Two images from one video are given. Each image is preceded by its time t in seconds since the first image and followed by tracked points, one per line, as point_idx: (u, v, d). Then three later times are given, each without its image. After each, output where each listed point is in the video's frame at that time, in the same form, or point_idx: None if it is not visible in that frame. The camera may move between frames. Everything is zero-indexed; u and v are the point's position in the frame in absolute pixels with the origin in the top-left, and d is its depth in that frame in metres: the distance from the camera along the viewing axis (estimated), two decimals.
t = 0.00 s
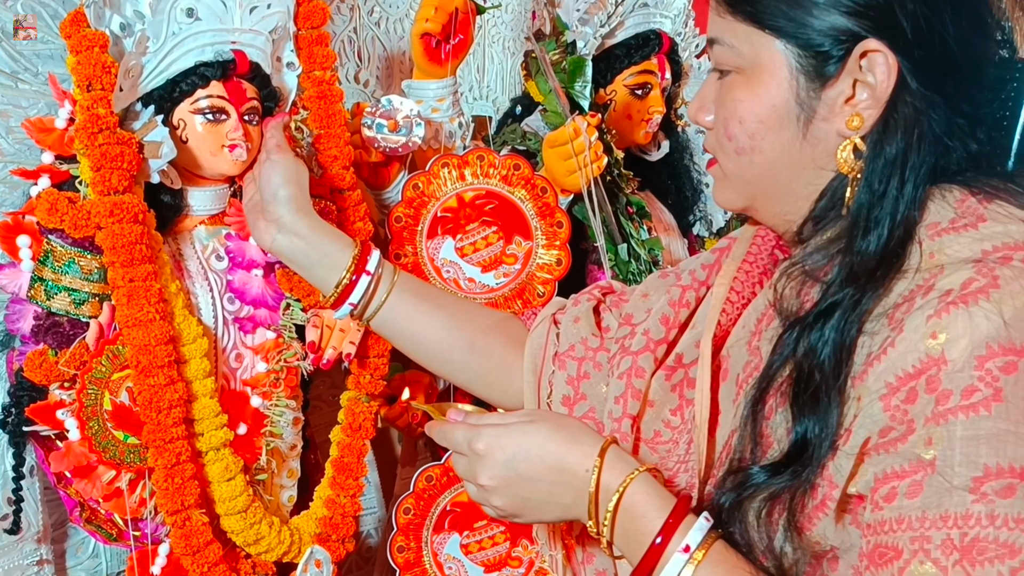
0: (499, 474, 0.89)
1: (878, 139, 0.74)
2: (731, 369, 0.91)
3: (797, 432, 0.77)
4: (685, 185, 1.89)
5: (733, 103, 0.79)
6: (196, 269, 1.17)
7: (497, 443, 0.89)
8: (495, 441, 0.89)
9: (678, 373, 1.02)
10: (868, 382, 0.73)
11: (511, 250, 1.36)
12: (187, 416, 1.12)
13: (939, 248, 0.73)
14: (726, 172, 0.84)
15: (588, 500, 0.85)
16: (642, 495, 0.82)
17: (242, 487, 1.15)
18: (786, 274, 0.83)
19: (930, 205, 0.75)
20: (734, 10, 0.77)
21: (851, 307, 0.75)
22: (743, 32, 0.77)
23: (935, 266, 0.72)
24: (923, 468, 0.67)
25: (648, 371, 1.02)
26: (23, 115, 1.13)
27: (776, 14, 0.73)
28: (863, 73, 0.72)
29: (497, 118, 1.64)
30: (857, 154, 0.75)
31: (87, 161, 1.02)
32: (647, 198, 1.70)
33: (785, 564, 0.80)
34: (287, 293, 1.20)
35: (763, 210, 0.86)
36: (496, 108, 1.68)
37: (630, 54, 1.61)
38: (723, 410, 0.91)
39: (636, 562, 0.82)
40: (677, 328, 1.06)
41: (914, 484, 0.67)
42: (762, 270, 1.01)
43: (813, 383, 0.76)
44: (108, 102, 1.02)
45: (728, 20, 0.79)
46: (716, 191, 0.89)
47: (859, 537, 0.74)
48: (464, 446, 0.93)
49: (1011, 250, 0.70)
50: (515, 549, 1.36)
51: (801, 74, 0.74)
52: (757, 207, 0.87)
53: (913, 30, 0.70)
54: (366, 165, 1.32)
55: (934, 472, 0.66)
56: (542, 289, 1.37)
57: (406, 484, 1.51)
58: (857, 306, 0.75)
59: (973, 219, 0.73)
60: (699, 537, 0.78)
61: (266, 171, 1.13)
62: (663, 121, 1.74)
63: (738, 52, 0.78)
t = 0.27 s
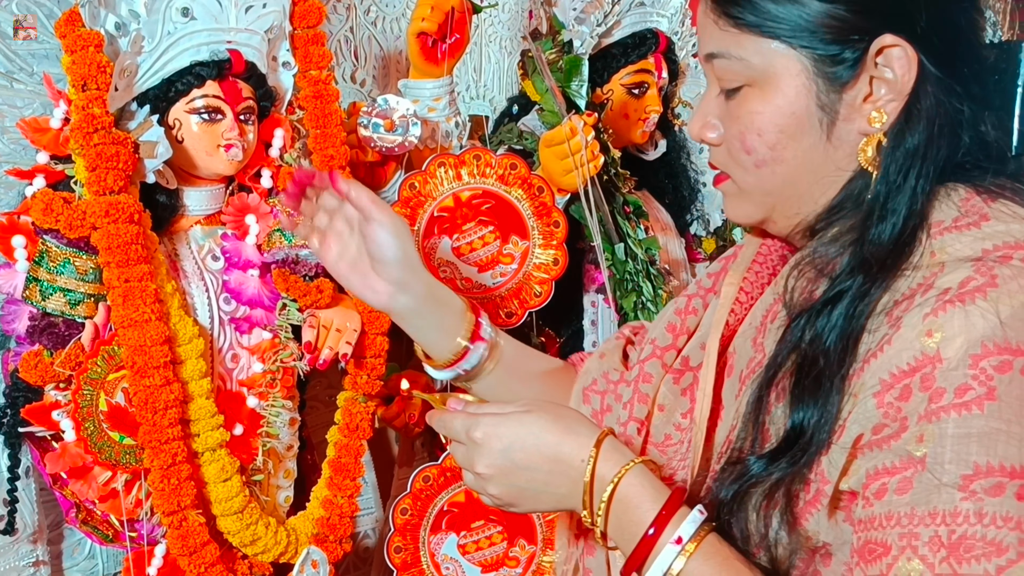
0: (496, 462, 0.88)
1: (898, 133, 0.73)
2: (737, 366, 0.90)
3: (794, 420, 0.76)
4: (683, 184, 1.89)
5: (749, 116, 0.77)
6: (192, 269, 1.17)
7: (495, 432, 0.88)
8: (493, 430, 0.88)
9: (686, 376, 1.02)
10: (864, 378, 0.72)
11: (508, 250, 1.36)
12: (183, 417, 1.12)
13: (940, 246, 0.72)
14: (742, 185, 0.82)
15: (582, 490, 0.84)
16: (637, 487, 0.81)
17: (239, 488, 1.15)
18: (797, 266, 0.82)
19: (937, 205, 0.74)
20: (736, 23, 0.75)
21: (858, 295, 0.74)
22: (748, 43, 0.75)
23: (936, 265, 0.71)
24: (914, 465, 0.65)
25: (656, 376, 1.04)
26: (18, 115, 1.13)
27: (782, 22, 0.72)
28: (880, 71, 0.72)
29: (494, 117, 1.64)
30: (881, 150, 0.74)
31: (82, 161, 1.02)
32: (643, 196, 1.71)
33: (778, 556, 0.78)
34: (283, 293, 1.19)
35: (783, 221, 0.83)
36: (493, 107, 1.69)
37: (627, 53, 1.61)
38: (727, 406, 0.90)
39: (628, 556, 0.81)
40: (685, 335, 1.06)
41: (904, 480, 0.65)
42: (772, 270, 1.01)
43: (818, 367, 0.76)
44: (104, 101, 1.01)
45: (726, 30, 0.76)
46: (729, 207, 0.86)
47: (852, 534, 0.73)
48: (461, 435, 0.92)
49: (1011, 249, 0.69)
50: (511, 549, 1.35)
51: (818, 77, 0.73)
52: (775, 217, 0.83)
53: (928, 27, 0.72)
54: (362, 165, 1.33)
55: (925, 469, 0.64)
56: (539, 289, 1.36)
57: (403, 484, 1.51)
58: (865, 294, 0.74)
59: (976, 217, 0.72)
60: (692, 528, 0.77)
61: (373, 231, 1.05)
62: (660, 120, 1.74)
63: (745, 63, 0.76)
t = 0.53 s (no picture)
0: (499, 457, 0.87)
1: (901, 131, 0.73)
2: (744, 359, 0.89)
3: (792, 415, 0.76)
4: (681, 184, 1.89)
5: (754, 114, 0.76)
6: (189, 269, 1.17)
7: (498, 428, 0.87)
8: (497, 425, 0.87)
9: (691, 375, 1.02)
10: (861, 372, 0.71)
11: (506, 249, 1.35)
12: (180, 417, 1.12)
13: (940, 242, 0.72)
14: (746, 184, 0.82)
15: (582, 484, 0.83)
16: (636, 481, 0.81)
17: (236, 488, 1.15)
18: (801, 262, 0.82)
19: (940, 201, 0.74)
20: (742, 21, 0.75)
21: (858, 291, 0.74)
22: (753, 41, 0.75)
23: (935, 260, 0.71)
24: (908, 458, 0.64)
25: (661, 374, 1.04)
26: (15, 114, 1.13)
27: (786, 20, 0.72)
28: (884, 69, 0.72)
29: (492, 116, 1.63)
30: (883, 149, 0.73)
31: (78, 160, 1.02)
32: (642, 196, 1.71)
33: (775, 548, 0.79)
34: (281, 293, 1.19)
35: (786, 218, 0.83)
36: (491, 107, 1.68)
37: (625, 52, 1.61)
38: (728, 401, 0.90)
39: (627, 549, 0.81)
40: (691, 334, 1.06)
41: (898, 473, 0.64)
42: (777, 268, 1.01)
43: (815, 362, 0.76)
44: (99, 100, 1.01)
45: (731, 28, 0.76)
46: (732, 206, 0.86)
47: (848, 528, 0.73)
48: (465, 431, 0.91)
49: (1009, 245, 0.69)
50: (510, 549, 1.36)
51: (822, 75, 0.73)
52: (779, 216, 0.83)
53: (931, 26, 0.72)
54: (359, 164, 1.33)
55: (918, 462, 0.64)
56: (537, 288, 1.36)
57: (401, 484, 1.51)
58: (865, 289, 0.74)
59: (976, 214, 0.72)
60: (689, 521, 0.76)
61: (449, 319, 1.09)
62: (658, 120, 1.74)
63: (750, 60, 0.75)
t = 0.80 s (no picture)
0: (498, 458, 0.88)
1: (891, 133, 0.73)
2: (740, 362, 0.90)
3: (787, 418, 0.76)
4: (679, 184, 1.89)
5: (748, 107, 0.77)
6: (188, 269, 1.17)
7: (497, 429, 0.88)
8: (494, 427, 0.88)
9: (690, 373, 1.02)
10: (856, 373, 0.71)
11: (505, 249, 1.36)
12: (180, 417, 1.12)
13: (937, 244, 0.72)
14: (740, 176, 0.82)
15: (580, 486, 0.84)
16: (632, 482, 0.81)
17: (235, 488, 1.15)
18: (795, 265, 0.82)
19: (934, 203, 0.74)
20: (742, 15, 0.76)
21: (852, 294, 0.74)
22: (752, 34, 0.76)
23: (932, 262, 0.71)
24: (902, 460, 0.65)
25: (660, 373, 1.04)
26: (13, 116, 1.13)
27: (784, 15, 0.73)
28: (878, 70, 0.72)
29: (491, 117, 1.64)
30: (876, 150, 0.74)
31: (77, 161, 1.02)
32: (642, 197, 1.71)
33: (770, 551, 0.79)
34: (280, 294, 1.19)
35: (780, 215, 0.83)
36: (490, 107, 1.68)
37: (623, 53, 1.61)
38: (727, 402, 0.91)
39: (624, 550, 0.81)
40: (690, 332, 1.06)
41: (893, 475, 0.65)
42: (774, 267, 1.00)
43: (810, 366, 0.76)
44: (98, 102, 1.01)
45: (734, 22, 0.77)
46: (728, 198, 0.86)
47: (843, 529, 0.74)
48: (464, 432, 0.91)
49: (1006, 246, 0.69)
50: (509, 549, 1.36)
51: (815, 72, 0.73)
52: (773, 210, 0.84)
53: (926, 23, 0.71)
54: (358, 165, 1.33)
55: (913, 464, 0.64)
56: (536, 288, 1.36)
57: (400, 484, 1.51)
58: (859, 293, 0.74)
59: (974, 215, 0.72)
60: (685, 522, 0.77)
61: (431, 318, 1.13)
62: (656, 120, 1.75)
63: (749, 54, 0.76)
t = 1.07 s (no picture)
0: (495, 466, 0.89)
1: (886, 132, 0.74)
2: (738, 364, 0.92)
3: (787, 423, 0.78)
4: (682, 184, 1.90)
5: (748, 98, 0.79)
6: (191, 269, 1.17)
7: (496, 437, 0.89)
8: (494, 434, 0.89)
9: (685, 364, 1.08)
10: (856, 382, 0.74)
11: (507, 248, 1.36)
12: (183, 416, 1.12)
13: (938, 249, 0.74)
14: (738, 168, 0.85)
15: (579, 494, 0.85)
16: (632, 491, 0.82)
17: (238, 487, 1.15)
18: (795, 267, 0.83)
19: (935, 206, 0.76)
20: (746, 5, 0.78)
21: (852, 298, 0.76)
22: (755, 26, 0.78)
23: (933, 267, 0.73)
24: (903, 472, 0.68)
25: (654, 363, 1.12)
26: (17, 114, 1.13)
27: (789, 7, 0.74)
28: (878, 67, 0.73)
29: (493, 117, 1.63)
30: (872, 146, 0.75)
31: (81, 160, 1.02)
32: (643, 196, 1.72)
33: (769, 560, 0.82)
34: (282, 292, 1.20)
35: (777, 209, 0.86)
36: (491, 107, 1.68)
37: (626, 52, 1.61)
38: (724, 403, 0.92)
39: (624, 556, 0.83)
40: (686, 322, 1.13)
41: (894, 488, 0.68)
42: (769, 265, 1.05)
43: (809, 372, 0.78)
44: (102, 101, 1.01)
45: (740, 13, 0.79)
46: (728, 191, 0.89)
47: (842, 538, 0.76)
48: (463, 439, 0.93)
49: (1008, 254, 0.72)
50: (511, 548, 1.36)
51: (814, 67, 0.75)
52: (770, 205, 0.87)
53: (927, 22, 0.71)
54: (361, 164, 1.33)
55: (915, 477, 0.67)
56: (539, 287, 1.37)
57: (402, 483, 1.52)
58: (859, 298, 0.76)
59: (976, 219, 0.74)
60: (684, 533, 0.78)
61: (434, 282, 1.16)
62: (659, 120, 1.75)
63: (751, 47, 0.78)
